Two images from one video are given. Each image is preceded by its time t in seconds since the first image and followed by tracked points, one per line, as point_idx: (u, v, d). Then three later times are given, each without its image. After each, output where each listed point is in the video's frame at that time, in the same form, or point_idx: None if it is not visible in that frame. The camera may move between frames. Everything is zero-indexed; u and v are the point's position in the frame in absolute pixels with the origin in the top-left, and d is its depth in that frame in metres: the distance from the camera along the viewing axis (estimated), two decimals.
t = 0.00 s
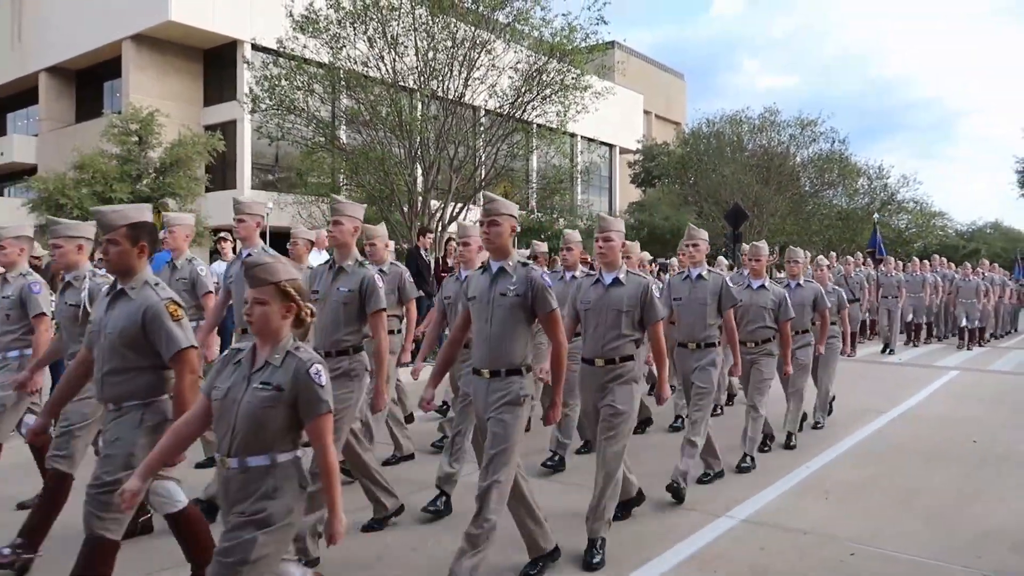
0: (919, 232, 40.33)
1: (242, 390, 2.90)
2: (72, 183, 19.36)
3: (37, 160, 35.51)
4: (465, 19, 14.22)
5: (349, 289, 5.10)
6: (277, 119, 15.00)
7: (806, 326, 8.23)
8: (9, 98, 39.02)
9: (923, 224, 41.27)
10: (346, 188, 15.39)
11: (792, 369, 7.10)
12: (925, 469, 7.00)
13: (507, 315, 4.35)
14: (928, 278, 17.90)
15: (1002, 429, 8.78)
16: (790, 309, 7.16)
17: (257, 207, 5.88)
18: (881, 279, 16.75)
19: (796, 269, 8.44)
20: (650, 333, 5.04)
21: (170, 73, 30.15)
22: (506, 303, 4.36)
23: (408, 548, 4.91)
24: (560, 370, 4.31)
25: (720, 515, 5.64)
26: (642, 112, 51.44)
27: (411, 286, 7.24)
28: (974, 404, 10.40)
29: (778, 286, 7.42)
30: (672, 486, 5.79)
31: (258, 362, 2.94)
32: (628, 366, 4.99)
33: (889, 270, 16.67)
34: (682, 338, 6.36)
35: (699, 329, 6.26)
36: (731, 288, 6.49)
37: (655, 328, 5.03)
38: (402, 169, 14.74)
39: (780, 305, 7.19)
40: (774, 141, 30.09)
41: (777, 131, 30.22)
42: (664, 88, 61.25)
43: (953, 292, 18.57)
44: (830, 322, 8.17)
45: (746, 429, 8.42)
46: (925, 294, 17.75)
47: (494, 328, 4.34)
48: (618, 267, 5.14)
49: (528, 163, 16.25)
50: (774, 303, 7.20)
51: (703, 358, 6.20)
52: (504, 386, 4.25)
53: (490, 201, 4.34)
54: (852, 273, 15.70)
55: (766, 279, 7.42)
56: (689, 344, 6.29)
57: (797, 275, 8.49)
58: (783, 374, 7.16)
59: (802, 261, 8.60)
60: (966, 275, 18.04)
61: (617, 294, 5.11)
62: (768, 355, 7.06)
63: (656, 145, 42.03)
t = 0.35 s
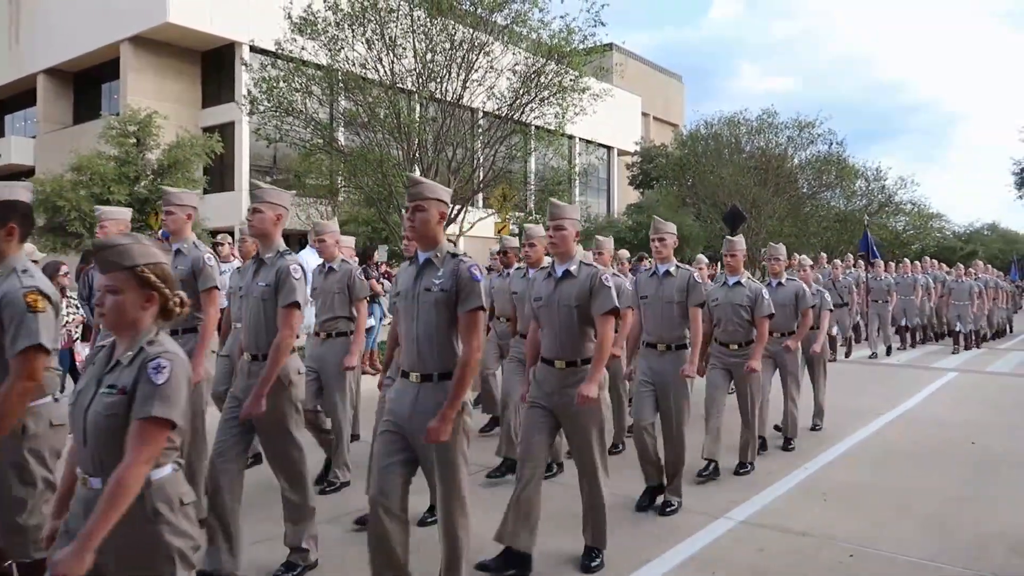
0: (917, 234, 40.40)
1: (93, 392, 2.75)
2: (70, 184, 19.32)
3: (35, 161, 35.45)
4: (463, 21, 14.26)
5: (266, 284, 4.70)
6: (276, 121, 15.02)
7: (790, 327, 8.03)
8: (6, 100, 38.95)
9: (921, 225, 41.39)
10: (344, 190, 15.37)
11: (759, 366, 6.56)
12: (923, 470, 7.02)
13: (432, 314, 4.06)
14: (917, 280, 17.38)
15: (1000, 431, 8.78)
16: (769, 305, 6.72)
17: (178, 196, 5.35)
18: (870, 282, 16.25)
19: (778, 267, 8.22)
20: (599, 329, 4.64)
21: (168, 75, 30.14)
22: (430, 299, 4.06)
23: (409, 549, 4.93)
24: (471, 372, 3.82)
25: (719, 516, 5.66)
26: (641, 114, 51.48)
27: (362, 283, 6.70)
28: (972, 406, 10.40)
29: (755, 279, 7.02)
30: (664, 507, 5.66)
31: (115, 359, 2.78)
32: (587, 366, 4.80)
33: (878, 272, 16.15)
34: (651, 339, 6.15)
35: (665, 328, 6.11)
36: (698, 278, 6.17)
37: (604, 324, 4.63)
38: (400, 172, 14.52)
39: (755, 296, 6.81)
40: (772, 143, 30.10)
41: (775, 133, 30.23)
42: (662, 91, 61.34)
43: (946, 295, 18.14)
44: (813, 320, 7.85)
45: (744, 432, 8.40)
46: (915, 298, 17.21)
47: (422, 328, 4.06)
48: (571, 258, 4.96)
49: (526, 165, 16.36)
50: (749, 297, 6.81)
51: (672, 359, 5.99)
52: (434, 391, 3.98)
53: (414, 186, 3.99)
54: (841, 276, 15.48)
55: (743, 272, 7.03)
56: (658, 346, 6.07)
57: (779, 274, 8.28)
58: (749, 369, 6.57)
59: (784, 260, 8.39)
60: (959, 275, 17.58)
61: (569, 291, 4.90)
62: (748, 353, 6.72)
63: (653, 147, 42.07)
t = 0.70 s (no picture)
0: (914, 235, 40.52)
1: None
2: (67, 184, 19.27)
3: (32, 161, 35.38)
4: (461, 21, 14.22)
5: (160, 286, 4.07)
6: (273, 121, 15.02)
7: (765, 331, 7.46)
8: (2, 101, 38.87)
9: (917, 226, 41.58)
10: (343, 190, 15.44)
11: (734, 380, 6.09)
12: (921, 471, 7.02)
13: (327, 324, 3.31)
14: (911, 282, 17.08)
15: (999, 431, 8.77)
16: (739, 309, 6.28)
17: (94, 197, 4.79)
18: (862, 283, 16.17)
19: (751, 267, 7.65)
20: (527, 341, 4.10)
21: (165, 76, 30.12)
22: (326, 307, 3.30)
23: (408, 548, 4.92)
24: (369, 392, 3.12)
25: (717, 516, 5.66)
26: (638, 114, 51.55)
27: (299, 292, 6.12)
28: (969, 406, 10.40)
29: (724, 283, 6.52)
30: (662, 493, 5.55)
31: None
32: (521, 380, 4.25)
33: (870, 272, 16.06)
34: (604, 352, 5.54)
35: (623, 339, 5.49)
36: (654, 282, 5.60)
37: (532, 333, 4.11)
38: (397, 171, 14.69)
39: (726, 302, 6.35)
40: (770, 144, 30.13)
41: (772, 134, 30.27)
42: (660, 92, 61.46)
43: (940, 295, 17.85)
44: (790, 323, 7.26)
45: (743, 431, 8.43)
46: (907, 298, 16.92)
47: (315, 339, 3.34)
48: (502, 258, 4.35)
49: (524, 166, 16.51)
50: (717, 302, 6.38)
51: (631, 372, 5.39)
52: (329, 414, 3.29)
53: (306, 171, 3.31)
54: (833, 276, 15.27)
55: (709, 278, 6.52)
56: (612, 358, 5.47)
57: (753, 274, 7.72)
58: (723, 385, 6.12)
59: (760, 260, 7.86)
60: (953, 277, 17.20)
61: (495, 294, 4.30)
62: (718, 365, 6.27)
63: (652, 148, 42.10)
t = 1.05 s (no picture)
0: (913, 234, 40.58)
1: None
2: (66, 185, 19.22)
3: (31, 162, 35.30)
4: (460, 21, 14.22)
5: (48, 295, 3.78)
6: (272, 121, 15.02)
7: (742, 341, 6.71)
8: None
9: (916, 225, 41.65)
10: (342, 190, 15.45)
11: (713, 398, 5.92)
12: (921, 470, 7.02)
13: (206, 334, 3.04)
14: (904, 279, 16.71)
15: (998, 431, 8.77)
16: (710, 320, 5.97)
17: None
18: (856, 280, 15.79)
19: (730, 271, 6.95)
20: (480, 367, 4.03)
21: (165, 76, 30.09)
22: (206, 318, 3.04)
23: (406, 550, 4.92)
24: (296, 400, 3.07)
25: (717, 516, 5.65)
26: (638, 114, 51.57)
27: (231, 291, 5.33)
28: (968, 405, 10.40)
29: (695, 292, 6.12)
30: (636, 508, 5.45)
31: None
32: (446, 405, 3.98)
33: (863, 270, 15.68)
34: (554, 359, 5.18)
35: (573, 345, 5.11)
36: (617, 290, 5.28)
37: (481, 354, 4.01)
38: (396, 171, 14.62)
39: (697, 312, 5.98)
40: (769, 143, 30.13)
41: (771, 133, 30.28)
42: (659, 92, 61.47)
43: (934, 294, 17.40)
44: (773, 333, 6.88)
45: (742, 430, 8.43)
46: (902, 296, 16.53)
47: (193, 354, 3.06)
48: (435, 266, 4.11)
49: (524, 166, 16.51)
50: (685, 311, 5.99)
51: (580, 382, 5.03)
52: (201, 439, 3.02)
53: (178, 162, 3.05)
54: (825, 275, 15.11)
55: (678, 285, 6.09)
56: (563, 365, 5.10)
57: (734, 279, 6.99)
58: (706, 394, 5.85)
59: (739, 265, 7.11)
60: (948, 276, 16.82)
61: (429, 305, 4.06)
62: (679, 377, 5.86)
63: (651, 148, 42.07)
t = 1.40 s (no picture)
0: (913, 234, 40.57)
1: None
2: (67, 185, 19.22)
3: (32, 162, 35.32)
4: (461, 22, 14.21)
5: None
6: (273, 121, 15.04)
7: (718, 341, 6.50)
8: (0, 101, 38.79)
9: (917, 225, 41.64)
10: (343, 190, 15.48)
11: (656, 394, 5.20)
12: (921, 470, 7.03)
13: (29, 334, 2.49)
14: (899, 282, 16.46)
15: (999, 431, 8.78)
16: (674, 314, 5.40)
17: None
18: (848, 282, 15.36)
19: (705, 266, 6.59)
20: (383, 356, 3.18)
21: (166, 76, 30.12)
22: (32, 312, 2.48)
23: (407, 547, 4.93)
24: (108, 420, 2.44)
25: (717, 516, 5.66)
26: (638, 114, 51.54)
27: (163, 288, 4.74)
28: (969, 405, 10.40)
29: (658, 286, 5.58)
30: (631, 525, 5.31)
31: None
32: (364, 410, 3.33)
33: (856, 272, 15.24)
34: (502, 364, 4.57)
35: (520, 350, 4.51)
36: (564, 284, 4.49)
37: (388, 350, 3.19)
38: (396, 171, 14.69)
39: (660, 306, 5.41)
40: (770, 143, 30.10)
41: (772, 133, 30.21)
42: (659, 92, 61.43)
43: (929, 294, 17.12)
44: (746, 332, 6.28)
45: (743, 431, 8.43)
46: (896, 298, 16.30)
47: (17, 354, 2.52)
48: (346, 249, 3.42)
49: (524, 166, 16.53)
50: (646, 306, 5.49)
51: (527, 391, 4.40)
52: (31, 459, 2.50)
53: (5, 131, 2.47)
54: (815, 275, 14.72)
55: (641, 278, 5.60)
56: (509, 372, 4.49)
57: (709, 275, 6.68)
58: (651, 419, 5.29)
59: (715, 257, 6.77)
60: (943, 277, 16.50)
61: (336, 295, 3.35)
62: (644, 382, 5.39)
63: (652, 147, 42.02)
